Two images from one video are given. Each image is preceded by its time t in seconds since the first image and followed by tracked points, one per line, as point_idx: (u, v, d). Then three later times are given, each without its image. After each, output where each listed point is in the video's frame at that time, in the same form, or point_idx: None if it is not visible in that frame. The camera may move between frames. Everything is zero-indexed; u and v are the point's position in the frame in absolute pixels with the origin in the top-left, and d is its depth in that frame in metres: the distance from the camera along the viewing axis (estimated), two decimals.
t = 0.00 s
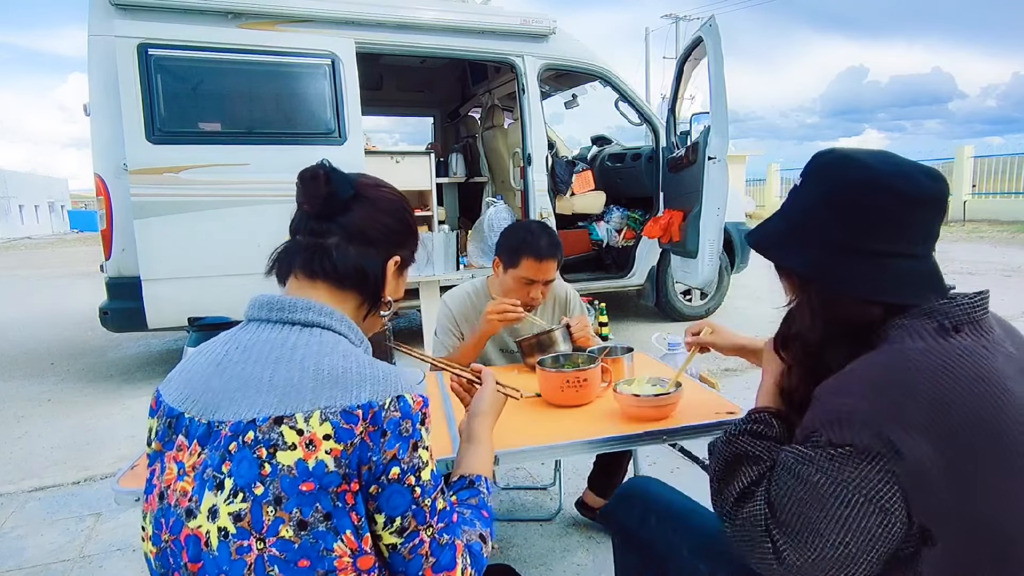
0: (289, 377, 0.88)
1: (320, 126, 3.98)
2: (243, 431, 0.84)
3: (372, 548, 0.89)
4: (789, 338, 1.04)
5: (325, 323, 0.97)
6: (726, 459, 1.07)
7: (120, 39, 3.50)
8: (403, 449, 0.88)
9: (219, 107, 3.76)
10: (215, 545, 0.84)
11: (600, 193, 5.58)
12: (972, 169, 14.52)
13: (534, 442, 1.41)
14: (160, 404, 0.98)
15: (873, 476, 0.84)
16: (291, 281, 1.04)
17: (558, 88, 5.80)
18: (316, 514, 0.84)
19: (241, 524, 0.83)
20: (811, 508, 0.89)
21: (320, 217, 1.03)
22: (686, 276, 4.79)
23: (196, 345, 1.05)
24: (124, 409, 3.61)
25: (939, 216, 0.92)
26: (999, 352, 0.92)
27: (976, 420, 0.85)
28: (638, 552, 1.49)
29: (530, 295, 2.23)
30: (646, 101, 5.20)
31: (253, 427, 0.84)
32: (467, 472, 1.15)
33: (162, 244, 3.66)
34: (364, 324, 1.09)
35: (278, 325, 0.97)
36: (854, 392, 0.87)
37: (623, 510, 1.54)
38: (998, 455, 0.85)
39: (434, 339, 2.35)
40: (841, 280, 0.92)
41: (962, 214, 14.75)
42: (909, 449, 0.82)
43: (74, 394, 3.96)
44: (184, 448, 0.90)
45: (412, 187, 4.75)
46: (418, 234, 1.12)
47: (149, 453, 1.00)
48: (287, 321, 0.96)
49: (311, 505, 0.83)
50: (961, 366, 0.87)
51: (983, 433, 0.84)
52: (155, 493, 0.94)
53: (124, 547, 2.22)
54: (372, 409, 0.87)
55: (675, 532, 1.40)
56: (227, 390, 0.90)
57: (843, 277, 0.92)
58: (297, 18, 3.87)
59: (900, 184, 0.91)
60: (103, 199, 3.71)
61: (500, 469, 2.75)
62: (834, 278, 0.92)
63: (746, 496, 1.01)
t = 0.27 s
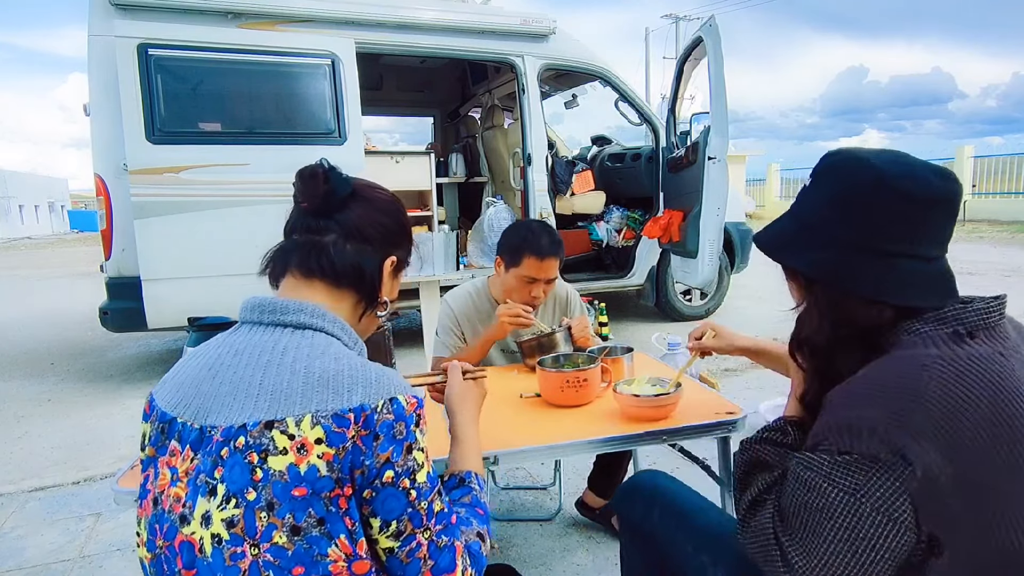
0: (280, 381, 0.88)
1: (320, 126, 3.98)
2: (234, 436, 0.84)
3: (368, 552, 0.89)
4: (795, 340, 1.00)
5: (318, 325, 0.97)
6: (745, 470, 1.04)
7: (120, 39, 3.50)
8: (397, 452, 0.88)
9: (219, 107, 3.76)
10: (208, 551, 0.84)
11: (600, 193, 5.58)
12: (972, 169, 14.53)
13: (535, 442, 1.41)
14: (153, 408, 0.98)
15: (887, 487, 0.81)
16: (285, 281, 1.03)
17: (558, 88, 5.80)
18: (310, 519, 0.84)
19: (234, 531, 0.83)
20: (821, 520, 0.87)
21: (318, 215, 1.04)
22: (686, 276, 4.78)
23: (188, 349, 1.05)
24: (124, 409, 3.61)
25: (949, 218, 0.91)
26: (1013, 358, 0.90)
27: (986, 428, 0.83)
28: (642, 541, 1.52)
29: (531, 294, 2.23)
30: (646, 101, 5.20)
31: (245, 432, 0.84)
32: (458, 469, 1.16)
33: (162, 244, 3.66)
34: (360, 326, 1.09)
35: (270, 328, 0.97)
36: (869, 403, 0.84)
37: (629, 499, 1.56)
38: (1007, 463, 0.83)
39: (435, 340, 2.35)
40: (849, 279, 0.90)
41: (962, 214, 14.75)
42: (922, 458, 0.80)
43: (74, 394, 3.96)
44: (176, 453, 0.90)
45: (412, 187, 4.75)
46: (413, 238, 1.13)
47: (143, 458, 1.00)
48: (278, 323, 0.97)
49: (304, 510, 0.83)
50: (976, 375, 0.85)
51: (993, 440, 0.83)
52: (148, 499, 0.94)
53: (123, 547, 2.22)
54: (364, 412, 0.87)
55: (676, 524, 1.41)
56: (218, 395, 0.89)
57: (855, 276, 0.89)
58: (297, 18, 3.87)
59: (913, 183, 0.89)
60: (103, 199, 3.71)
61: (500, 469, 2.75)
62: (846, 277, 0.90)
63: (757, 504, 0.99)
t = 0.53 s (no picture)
0: (275, 382, 0.88)
1: (320, 126, 3.98)
2: (230, 439, 0.84)
3: (367, 550, 0.89)
4: (785, 337, 1.05)
5: (311, 325, 0.97)
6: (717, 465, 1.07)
7: (120, 39, 3.50)
8: (395, 450, 0.88)
9: (219, 107, 3.76)
10: (205, 554, 0.84)
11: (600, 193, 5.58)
12: (972, 169, 14.54)
13: (534, 442, 1.41)
14: (147, 412, 0.98)
15: (863, 480, 0.84)
16: (278, 281, 1.03)
17: (558, 88, 5.80)
18: (308, 519, 0.84)
19: (230, 533, 0.83)
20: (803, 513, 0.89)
21: (312, 215, 1.04)
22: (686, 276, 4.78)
23: (182, 352, 1.05)
24: (124, 409, 3.61)
25: (936, 217, 0.95)
26: (989, 353, 0.92)
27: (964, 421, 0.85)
28: (645, 540, 1.51)
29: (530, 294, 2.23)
30: (646, 101, 5.20)
31: (240, 435, 0.84)
32: (444, 464, 1.15)
33: (162, 244, 3.66)
34: (354, 326, 1.09)
35: (263, 329, 0.97)
36: (844, 399, 0.87)
37: (631, 497, 1.55)
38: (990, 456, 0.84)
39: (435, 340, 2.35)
40: (839, 279, 0.94)
41: (962, 214, 14.75)
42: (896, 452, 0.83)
43: (74, 394, 3.96)
44: (172, 456, 0.89)
45: (412, 187, 4.75)
46: (407, 238, 1.14)
47: (137, 462, 0.99)
48: (271, 323, 0.97)
49: (301, 511, 0.83)
50: (951, 369, 0.87)
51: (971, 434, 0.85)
52: (144, 502, 0.94)
53: (123, 547, 2.22)
54: (361, 412, 0.87)
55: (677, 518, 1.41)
56: (213, 397, 0.89)
57: (844, 275, 0.93)
58: (297, 18, 3.88)
59: (902, 184, 0.92)
60: (103, 199, 3.71)
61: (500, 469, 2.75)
62: (836, 276, 0.94)
63: (734, 501, 1.02)
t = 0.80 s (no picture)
0: (271, 382, 0.87)
1: (320, 126, 3.99)
2: (226, 439, 0.84)
3: (363, 551, 0.89)
4: (757, 330, 1.16)
5: (307, 325, 0.97)
6: (687, 445, 1.21)
7: (120, 39, 3.50)
8: (391, 450, 0.88)
9: (219, 107, 3.76)
10: (202, 554, 0.84)
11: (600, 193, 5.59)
12: (972, 169, 14.53)
13: (534, 442, 1.41)
14: (143, 413, 0.98)
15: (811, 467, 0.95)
16: (275, 281, 1.03)
17: (558, 88, 5.80)
18: (304, 519, 0.84)
19: (227, 533, 0.83)
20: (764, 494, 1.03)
21: (309, 215, 1.04)
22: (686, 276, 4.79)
23: (178, 352, 1.05)
24: (124, 410, 3.61)
25: (904, 222, 1.02)
26: (941, 345, 0.99)
27: (913, 413, 0.91)
28: (641, 542, 1.50)
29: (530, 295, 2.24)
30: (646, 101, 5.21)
31: (236, 435, 0.84)
32: (441, 464, 1.15)
33: (163, 244, 3.66)
34: (351, 326, 1.09)
35: (259, 329, 0.97)
36: (796, 396, 0.97)
37: (629, 499, 1.54)
38: (941, 445, 0.91)
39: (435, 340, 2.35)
40: (807, 279, 1.03)
41: (962, 214, 14.75)
42: (842, 442, 0.92)
43: (74, 394, 3.96)
44: (168, 457, 0.89)
45: (412, 187, 4.75)
46: (405, 239, 1.14)
47: (135, 462, 0.99)
48: (266, 324, 0.97)
49: (297, 511, 0.84)
50: (900, 364, 0.94)
51: (921, 425, 0.91)
52: (141, 503, 0.94)
53: (124, 547, 2.22)
54: (357, 412, 0.87)
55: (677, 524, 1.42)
56: (209, 398, 0.89)
57: (811, 274, 1.03)
58: (297, 18, 3.88)
59: (872, 190, 1.00)
60: (103, 199, 3.71)
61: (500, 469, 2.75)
62: (804, 275, 1.03)
63: (707, 482, 1.16)
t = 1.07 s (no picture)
0: (271, 381, 0.87)
1: (320, 126, 3.99)
2: (226, 438, 0.84)
3: (363, 550, 0.89)
4: (720, 330, 1.18)
5: (306, 324, 0.97)
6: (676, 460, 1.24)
7: (120, 39, 3.50)
8: (391, 449, 0.88)
9: (219, 107, 3.76)
10: (203, 554, 0.84)
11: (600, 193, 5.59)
12: (972, 169, 14.52)
13: (534, 442, 1.41)
14: (143, 413, 0.98)
15: (793, 467, 0.96)
16: (274, 281, 1.03)
17: (558, 88, 5.80)
18: (304, 518, 0.84)
19: (227, 533, 0.83)
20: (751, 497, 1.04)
21: (310, 216, 1.04)
22: (687, 276, 4.79)
23: (178, 352, 1.04)
24: (124, 410, 3.61)
25: (855, 222, 1.05)
26: (901, 335, 1.02)
27: (881, 403, 0.92)
28: (637, 551, 1.49)
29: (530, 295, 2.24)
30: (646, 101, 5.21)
31: (236, 434, 0.84)
32: (437, 464, 1.14)
33: (163, 244, 3.66)
34: (350, 327, 1.09)
35: (258, 329, 0.97)
36: (770, 396, 0.99)
37: (621, 511, 1.55)
38: (910, 432, 0.92)
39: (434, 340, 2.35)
40: (759, 278, 1.05)
41: (962, 213, 14.74)
42: (817, 437, 0.93)
43: (74, 394, 3.96)
44: (168, 457, 0.89)
45: (412, 187, 4.75)
46: (404, 240, 1.14)
47: (134, 463, 0.99)
48: (266, 324, 0.97)
49: (297, 510, 0.84)
50: (865, 355, 0.96)
51: (891, 414, 0.92)
52: (141, 503, 0.94)
53: (123, 547, 2.22)
54: (356, 411, 0.87)
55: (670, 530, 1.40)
56: (209, 398, 0.89)
57: (767, 274, 1.05)
58: (297, 18, 3.88)
59: (822, 191, 1.03)
60: (103, 199, 3.71)
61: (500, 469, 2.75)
62: (760, 275, 1.05)
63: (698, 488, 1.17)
